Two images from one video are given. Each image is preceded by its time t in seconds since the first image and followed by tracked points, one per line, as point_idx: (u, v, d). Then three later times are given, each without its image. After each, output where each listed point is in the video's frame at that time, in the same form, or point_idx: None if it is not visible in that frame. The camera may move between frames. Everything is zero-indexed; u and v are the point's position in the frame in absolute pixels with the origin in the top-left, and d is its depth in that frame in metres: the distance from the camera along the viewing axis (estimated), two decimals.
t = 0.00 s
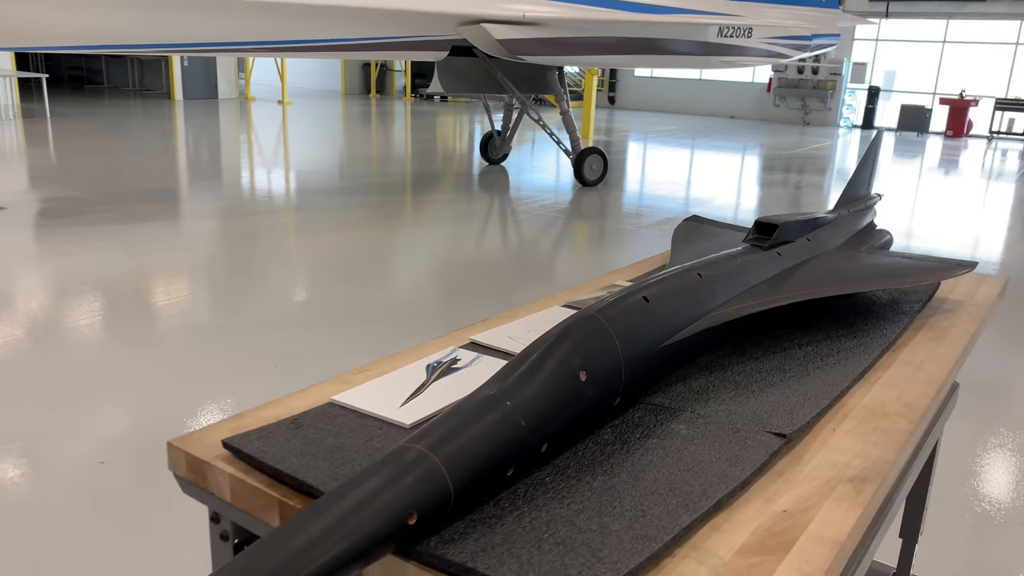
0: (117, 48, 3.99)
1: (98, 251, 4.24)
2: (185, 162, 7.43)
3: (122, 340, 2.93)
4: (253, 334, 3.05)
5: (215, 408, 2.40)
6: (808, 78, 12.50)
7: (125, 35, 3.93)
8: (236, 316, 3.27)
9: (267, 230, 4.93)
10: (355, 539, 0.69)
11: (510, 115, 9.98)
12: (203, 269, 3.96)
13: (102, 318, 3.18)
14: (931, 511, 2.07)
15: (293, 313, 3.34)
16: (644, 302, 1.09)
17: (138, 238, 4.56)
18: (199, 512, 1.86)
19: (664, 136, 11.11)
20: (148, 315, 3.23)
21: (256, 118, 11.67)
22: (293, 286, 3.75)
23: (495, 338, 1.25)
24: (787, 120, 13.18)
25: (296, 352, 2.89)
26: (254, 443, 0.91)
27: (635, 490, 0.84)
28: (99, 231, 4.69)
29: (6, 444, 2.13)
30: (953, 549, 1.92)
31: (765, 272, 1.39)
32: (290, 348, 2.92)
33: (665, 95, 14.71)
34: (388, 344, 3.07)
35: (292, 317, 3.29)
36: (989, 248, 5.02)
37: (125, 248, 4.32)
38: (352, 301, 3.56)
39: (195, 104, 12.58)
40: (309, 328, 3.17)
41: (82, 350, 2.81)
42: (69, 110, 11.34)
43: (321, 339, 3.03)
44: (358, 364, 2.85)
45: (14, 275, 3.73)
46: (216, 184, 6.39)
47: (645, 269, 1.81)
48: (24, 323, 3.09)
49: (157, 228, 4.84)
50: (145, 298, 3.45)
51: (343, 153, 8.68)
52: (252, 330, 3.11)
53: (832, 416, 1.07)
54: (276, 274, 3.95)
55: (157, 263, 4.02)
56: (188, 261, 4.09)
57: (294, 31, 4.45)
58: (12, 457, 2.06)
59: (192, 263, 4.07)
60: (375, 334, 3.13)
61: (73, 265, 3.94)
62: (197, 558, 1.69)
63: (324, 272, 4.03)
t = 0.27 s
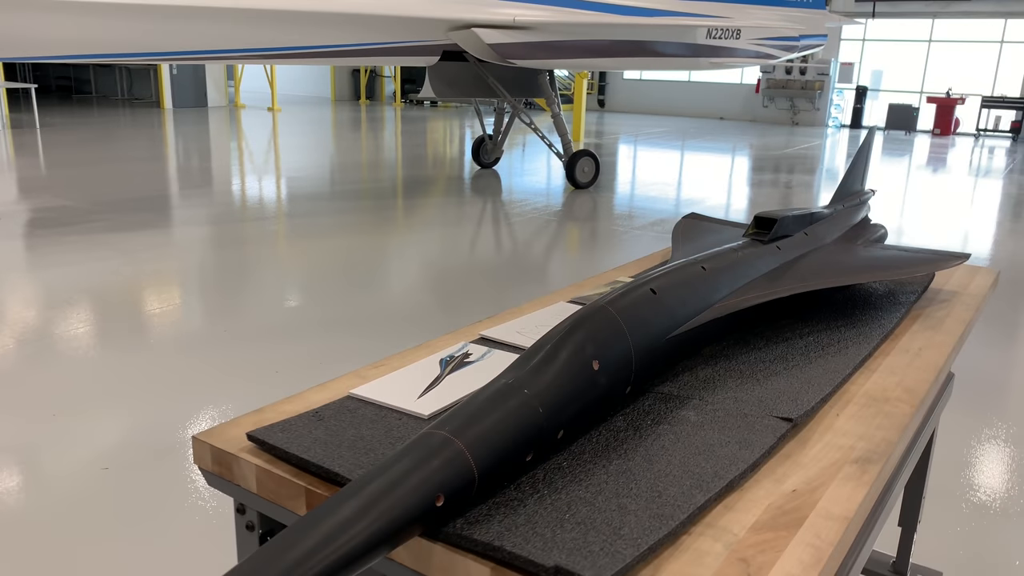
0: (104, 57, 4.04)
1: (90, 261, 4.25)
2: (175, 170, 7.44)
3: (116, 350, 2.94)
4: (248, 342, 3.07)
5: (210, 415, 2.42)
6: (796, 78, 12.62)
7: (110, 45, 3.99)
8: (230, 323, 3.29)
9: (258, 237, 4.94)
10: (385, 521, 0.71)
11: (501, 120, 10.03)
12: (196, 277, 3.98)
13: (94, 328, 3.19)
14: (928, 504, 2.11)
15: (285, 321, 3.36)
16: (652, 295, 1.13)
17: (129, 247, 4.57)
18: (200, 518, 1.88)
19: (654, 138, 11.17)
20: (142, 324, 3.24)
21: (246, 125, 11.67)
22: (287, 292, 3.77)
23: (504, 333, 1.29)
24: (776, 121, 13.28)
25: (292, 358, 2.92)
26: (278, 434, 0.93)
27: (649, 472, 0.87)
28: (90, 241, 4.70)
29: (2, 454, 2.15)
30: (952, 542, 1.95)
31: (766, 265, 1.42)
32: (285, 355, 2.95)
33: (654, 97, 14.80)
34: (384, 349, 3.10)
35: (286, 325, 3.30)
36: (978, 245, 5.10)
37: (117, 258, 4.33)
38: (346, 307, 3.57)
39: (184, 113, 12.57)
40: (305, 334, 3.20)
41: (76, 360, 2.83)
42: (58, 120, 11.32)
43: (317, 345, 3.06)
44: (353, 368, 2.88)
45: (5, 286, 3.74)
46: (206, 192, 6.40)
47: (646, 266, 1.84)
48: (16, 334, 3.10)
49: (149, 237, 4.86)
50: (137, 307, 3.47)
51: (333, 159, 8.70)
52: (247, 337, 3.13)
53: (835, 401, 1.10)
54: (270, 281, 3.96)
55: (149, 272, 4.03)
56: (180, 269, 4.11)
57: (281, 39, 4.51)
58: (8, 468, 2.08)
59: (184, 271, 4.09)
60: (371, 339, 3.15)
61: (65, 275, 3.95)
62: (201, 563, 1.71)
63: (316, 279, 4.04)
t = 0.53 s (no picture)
0: (94, 64, 4.06)
1: (81, 269, 4.25)
2: (166, 178, 7.43)
3: (109, 358, 2.95)
4: (240, 349, 3.08)
5: (202, 422, 2.43)
6: (784, 80, 12.73)
7: (101, 52, 4.02)
8: (222, 330, 3.30)
9: (249, 244, 4.95)
10: (398, 509, 0.73)
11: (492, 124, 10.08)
12: (186, 284, 3.98)
13: (86, 336, 3.20)
14: (920, 499, 2.14)
15: (277, 327, 3.37)
16: (650, 291, 1.16)
17: (120, 255, 4.58)
18: (194, 525, 1.89)
19: (644, 141, 11.24)
20: (134, 332, 3.25)
21: (236, 132, 11.67)
22: (279, 299, 3.78)
23: (504, 332, 1.31)
24: (765, 123, 13.39)
25: (285, 364, 2.93)
26: (287, 432, 0.95)
27: (652, 462, 0.89)
28: (81, 249, 4.70)
29: None
30: (944, 535, 1.99)
31: (760, 262, 1.45)
32: (279, 362, 2.96)
33: (644, 100, 14.88)
34: (378, 353, 3.12)
35: (279, 331, 3.31)
36: (967, 244, 5.16)
37: (107, 266, 4.34)
38: (339, 313, 3.59)
39: (174, 120, 12.56)
40: (297, 340, 3.21)
41: (68, 369, 2.83)
42: (46, 129, 11.29)
43: (311, 351, 3.07)
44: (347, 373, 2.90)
45: None
46: (196, 200, 6.41)
47: (641, 265, 1.87)
48: (7, 343, 3.10)
49: (139, 244, 4.86)
50: (129, 315, 3.48)
51: (324, 165, 8.71)
52: (240, 343, 3.14)
53: (830, 393, 1.13)
54: (262, 288, 3.97)
55: (139, 280, 4.04)
56: (170, 277, 4.11)
57: (270, 45, 4.54)
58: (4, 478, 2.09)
59: (175, 278, 4.10)
60: (365, 344, 3.17)
61: (56, 284, 3.95)
62: (197, 567, 1.73)
63: (307, 285, 4.05)
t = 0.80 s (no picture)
0: (85, 72, 4.08)
1: (70, 278, 4.25)
2: (156, 186, 7.43)
3: (99, 367, 2.95)
4: (231, 357, 3.09)
5: (193, 430, 2.43)
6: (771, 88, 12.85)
7: (93, 61, 4.04)
8: (213, 338, 3.30)
9: (239, 252, 4.96)
10: (407, 506, 0.75)
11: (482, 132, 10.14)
12: (176, 292, 3.99)
13: (75, 345, 3.20)
14: (909, 501, 2.17)
15: (268, 335, 3.38)
16: (647, 294, 1.18)
17: (109, 263, 4.57)
18: (185, 534, 1.90)
19: (633, 148, 11.31)
20: (124, 340, 3.25)
21: (226, 140, 11.67)
22: (270, 306, 3.79)
23: (502, 335, 1.33)
24: (753, 130, 13.51)
25: (277, 372, 2.95)
26: (293, 433, 0.97)
27: (652, 460, 0.91)
28: (70, 258, 4.69)
29: None
30: (933, 536, 2.01)
31: (753, 266, 1.48)
32: (270, 369, 2.97)
33: (633, 108, 14.99)
34: (371, 360, 3.13)
35: (271, 339, 3.32)
36: (953, 250, 5.23)
37: (96, 274, 4.33)
38: (331, 320, 3.60)
39: (164, 128, 12.55)
40: (289, 348, 3.22)
41: (58, 378, 2.83)
42: (35, 137, 11.26)
43: (304, 358, 3.08)
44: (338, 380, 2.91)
45: None
46: (186, 207, 6.41)
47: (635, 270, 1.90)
48: None
49: (129, 252, 4.86)
50: (119, 323, 3.48)
51: (315, 172, 8.74)
52: (232, 351, 3.15)
53: (823, 393, 1.15)
54: (254, 296, 3.98)
55: (129, 288, 4.04)
56: (159, 285, 4.12)
57: (261, 54, 4.56)
58: None
59: (165, 287, 4.10)
60: (358, 351, 3.19)
61: (45, 293, 3.95)
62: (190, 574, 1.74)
63: (298, 292, 4.07)
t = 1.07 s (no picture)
0: (75, 80, 4.09)
1: (56, 287, 4.24)
2: (143, 195, 7.42)
3: (85, 377, 2.95)
4: (219, 365, 3.10)
5: (180, 439, 2.44)
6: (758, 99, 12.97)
7: (80, 69, 4.04)
8: (200, 347, 3.30)
9: (226, 260, 4.95)
10: (405, 502, 0.77)
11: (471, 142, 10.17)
12: (163, 301, 3.99)
13: (61, 355, 3.19)
14: (894, 507, 2.20)
15: (257, 343, 3.39)
16: (638, 298, 1.21)
17: (96, 272, 4.56)
18: (172, 541, 1.91)
19: (622, 158, 11.39)
20: (111, 350, 3.25)
21: (214, 149, 11.65)
22: (259, 315, 3.80)
23: (494, 339, 1.35)
24: (740, 141, 13.62)
25: (266, 380, 2.95)
26: (291, 433, 0.99)
27: (642, 459, 0.94)
28: (55, 267, 4.67)
29: None
30: (917, 542, 2.04)
31: (740, 273, 1.51)
32: (259, 378, 2.98)
33: (621, 119, 15.11)
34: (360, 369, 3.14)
35: (259, 348, 3.33)
36: (938, 260, 5.30)
37: (83, 283, 4.32)
38: (321, 329, 3.61)
39: (151, 137, 12.52)
40: (278, 356, 3.23)
41: (44, 388, 2.83)
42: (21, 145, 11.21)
43: (293, 367, 3.09)
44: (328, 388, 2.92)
45: None
46: (174, 216, 6.41)
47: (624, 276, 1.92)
48: None
49: (115, 261, 4.85)
50: (105, 332, 3.47)
51: (304, 181, 8.75)
52: (219, 361, 3.15)
53: (809, 396, 1.18)
54: (242, 305, 3.98)
55: (116, 297, 4.04)
56: (146, 294, 4.12)
57: (250, 62, 4.58)
58: None
59: (152, 295, 4.10)
60: (347, 361, 3.20)
61: (31, 302, 3.93)
62: None
63: (287, 301, 4.08)
